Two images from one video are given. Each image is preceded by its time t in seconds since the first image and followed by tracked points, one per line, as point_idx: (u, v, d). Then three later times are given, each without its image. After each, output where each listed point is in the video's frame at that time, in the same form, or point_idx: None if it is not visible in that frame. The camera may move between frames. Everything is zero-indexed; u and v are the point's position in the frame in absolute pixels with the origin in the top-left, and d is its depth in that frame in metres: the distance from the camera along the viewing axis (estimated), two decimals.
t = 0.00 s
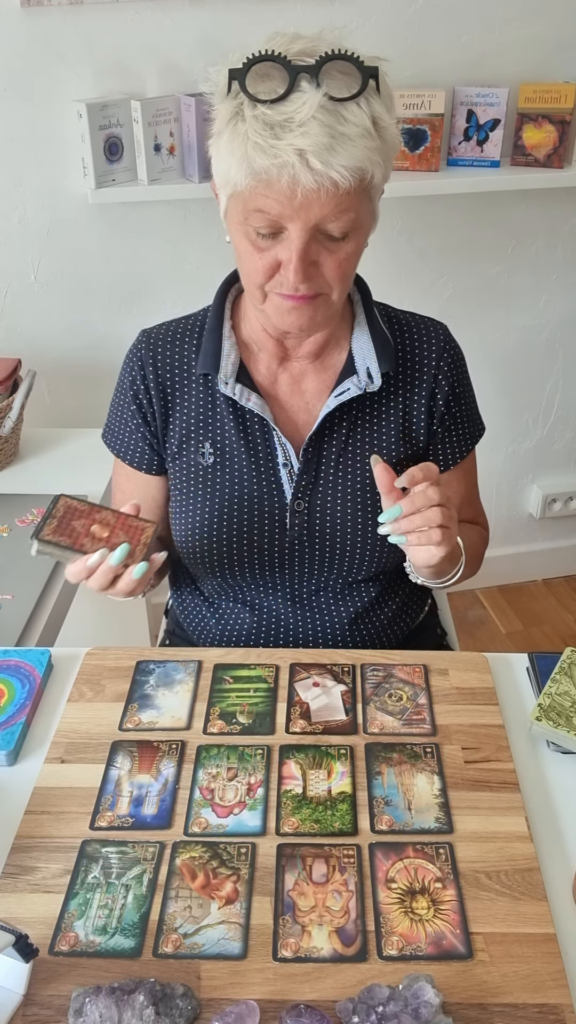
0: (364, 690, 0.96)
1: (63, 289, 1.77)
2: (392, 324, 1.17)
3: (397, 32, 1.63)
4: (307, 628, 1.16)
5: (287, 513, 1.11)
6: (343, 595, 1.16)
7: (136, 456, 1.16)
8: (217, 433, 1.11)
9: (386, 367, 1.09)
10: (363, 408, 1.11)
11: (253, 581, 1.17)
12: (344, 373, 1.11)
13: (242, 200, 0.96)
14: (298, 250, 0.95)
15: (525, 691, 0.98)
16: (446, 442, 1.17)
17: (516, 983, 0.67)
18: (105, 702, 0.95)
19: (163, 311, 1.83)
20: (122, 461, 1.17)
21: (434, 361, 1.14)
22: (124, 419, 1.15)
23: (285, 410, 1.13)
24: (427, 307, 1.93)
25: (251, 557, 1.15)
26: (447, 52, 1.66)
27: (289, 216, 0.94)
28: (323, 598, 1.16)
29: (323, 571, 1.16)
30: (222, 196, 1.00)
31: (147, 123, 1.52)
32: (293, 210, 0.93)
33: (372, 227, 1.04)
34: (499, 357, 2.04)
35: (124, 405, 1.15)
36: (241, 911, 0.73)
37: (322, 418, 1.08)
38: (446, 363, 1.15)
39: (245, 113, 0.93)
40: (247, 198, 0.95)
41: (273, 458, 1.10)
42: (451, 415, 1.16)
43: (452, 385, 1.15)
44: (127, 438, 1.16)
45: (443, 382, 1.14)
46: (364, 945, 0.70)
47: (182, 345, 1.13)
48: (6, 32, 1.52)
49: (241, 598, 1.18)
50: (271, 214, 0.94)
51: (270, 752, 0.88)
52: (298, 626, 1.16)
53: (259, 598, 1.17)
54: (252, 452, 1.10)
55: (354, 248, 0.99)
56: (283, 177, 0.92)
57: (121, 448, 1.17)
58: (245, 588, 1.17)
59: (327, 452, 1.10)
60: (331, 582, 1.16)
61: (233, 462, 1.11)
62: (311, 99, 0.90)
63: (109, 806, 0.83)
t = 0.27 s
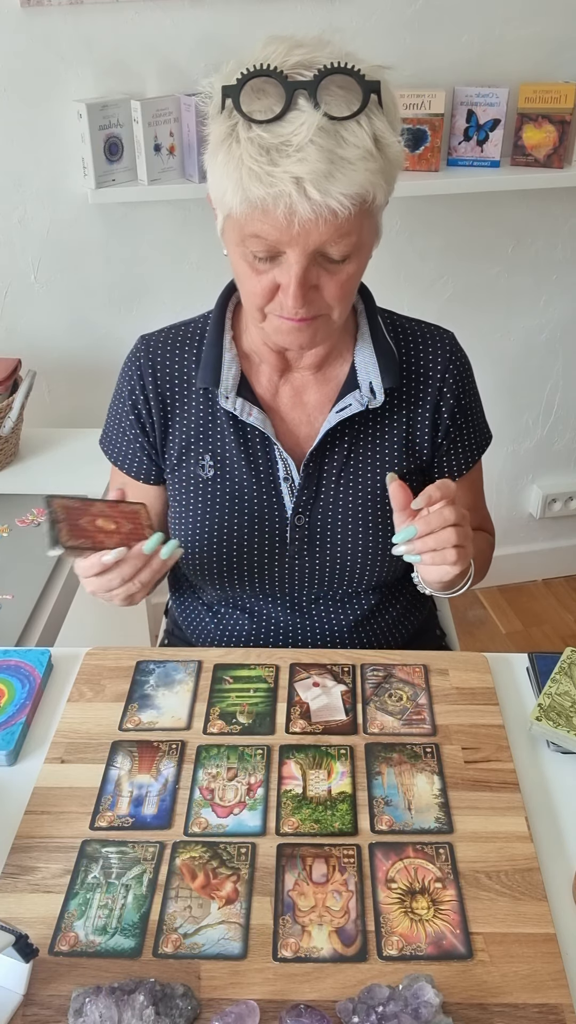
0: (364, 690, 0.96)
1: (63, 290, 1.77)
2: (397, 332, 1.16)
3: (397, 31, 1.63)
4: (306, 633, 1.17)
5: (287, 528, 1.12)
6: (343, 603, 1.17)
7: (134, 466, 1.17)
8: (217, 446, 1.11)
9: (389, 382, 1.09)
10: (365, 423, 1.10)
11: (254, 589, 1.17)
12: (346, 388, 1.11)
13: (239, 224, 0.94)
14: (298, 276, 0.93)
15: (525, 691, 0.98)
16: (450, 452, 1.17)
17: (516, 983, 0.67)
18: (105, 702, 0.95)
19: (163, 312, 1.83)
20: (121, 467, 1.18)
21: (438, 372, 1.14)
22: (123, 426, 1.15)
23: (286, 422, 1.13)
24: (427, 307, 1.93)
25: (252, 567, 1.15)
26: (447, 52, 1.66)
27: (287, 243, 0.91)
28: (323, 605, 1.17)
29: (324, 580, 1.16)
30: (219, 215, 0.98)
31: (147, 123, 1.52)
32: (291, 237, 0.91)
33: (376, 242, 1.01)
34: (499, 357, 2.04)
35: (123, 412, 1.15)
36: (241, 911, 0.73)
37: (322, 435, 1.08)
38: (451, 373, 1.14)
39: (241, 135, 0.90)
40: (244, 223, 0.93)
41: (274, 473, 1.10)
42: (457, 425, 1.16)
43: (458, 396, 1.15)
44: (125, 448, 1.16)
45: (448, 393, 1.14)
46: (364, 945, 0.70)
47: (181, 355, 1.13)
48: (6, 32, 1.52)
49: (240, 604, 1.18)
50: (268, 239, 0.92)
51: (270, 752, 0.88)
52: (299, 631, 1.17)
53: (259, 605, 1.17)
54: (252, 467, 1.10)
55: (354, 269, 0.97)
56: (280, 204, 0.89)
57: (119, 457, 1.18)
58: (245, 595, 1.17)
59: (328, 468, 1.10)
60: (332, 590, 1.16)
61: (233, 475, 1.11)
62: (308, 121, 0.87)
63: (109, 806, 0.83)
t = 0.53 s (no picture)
0: (364, 690, 0.96)
1: (63, 289, 1.77)
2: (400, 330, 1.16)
3: (397, 32, 1.63)
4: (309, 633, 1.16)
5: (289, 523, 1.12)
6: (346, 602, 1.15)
7: (140, 460, 1.16)
8: (221, 439, 1.12)
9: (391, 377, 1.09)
10: (367, 418, 1.11)
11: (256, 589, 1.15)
12: (348, 383, 1.11)
13: (234, 232, 0.94)
14: (292, 282, 0.93)
15: (525, 692, 0.98)
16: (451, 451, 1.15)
17: (516, 983, 0.67)
18: (105, 702, 0.95)
19: (163, 311, 1.83)
20: (126, 463, 1.17)
21: (440, 368, 1.13)
22: (128, 421, 1.15)
23: (288, 416, 1.13)
24: (427, 307, 1.93)
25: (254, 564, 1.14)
26: (447, 52, 1.66)
27: (282, 249, 0.91)
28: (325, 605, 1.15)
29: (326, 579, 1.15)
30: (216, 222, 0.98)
31: (147, 123, 1.52)
32: (284, 245, 0.91)
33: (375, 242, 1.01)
34: (499, 357, 2.04)
35: (129, 407, 1.14)
36: (241, 911, 0.73)
37: (325, 427, 1.09)
38: (453, 370, 1.14)
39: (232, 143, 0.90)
40: (238, 231, 0.94)
41: (277, 467, 1.11)
42: (457, 425, 1.14)
43: (460, 393, 1.14)
44: (131, 442, 1.15)
45: (450, 390, 1.13)
46: (363, 945, 0.70)
47: (187, 349, 1.13)
48: (6, 32, 1.52)
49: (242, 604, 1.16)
50: (262, 246, 0.92)
51: (270, 752, 0.88)
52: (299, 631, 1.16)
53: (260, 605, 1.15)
54: (255, 459, 1.11)
55: (352, 270, 0.96)
56: (271, 213, 0.89)
57: (123, 451, 1.16)
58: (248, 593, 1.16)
59: (330, 462, 1.11)
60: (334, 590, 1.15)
61: (237, 468, 1.12)
62: (296, 128, 0.87)
63: (109, 806, 0.83)
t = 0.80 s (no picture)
0: (364, 690, 0.96)
1: (63, 289, 1.77)
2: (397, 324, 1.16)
3: (396, 32, 1.63)
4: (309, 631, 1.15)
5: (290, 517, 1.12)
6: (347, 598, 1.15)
7: (141, 458, 1.16)
8: (220, 434, 1.12)
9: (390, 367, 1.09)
10: (366, 410, 1.11)
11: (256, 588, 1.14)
12: (347, 375, 1.11)
13: (234, 217, 0.94)
14: (293, 265, 0.92)
15: (525, 692, 0.98)
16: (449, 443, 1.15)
17: (516, 983, 0.67)
18: (105, 702, 0.95)
19: (163, 311, 1.83)
20: (126, 461, 1.16)
21: (437, 361, 1.13)
22: (128, 419, 1.15)
23: (287, 411, 1.13)
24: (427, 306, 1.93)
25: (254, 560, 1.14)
26: (446, 52, 1.66)
27: (283, 232, 0.91)
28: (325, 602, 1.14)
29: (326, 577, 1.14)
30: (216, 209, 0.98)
31: (147, 123, 1.52)
32: (284, 226, 0.91)
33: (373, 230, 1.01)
34: (499, 357, 2.04)
35: (128, 404, 1.14)
36: (241, 911, 0.73)
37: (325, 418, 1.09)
38: (450, 363, 1.14)
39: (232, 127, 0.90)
40: (238, 214, 0.93)
41: (276, 462, 1.11)
42: (454, 417, 1.15)
43: (457, 384, 1.14)
44: (131, 439, 1.15)
45: (447, 382, 1.13)
46: (363, 945, 0.70)
47: (185, 345, 1.13)
48: (6, 32, 1.52)
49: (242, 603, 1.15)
50: (263, 229, 0.92)
51: (270, 752, 0.88)
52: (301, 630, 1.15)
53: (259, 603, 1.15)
54: (254, 453, 1.11)
55: (351, 256, 0.96)
56: (272, 194, 0.89)
57: (123, 449, 1.16)
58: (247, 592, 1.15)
59: (330, 455, 1.11)
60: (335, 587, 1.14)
61: (237, 462, 1.12)
62: (296, 110, 0.87)
63: (109, 806, 0.83)
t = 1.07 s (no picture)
0: (364, 690, 0.96)
1: (63, 289, 1.77)
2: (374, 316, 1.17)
3: (396, 32, 1.63)
4: (306, 629, 1.15)
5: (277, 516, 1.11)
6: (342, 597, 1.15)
7: (128, 464, 1.15)
8: (204, 435, 1.11)
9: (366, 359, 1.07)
10: (347, 403, 1.10)
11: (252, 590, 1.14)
12: (325, 371, 1.11)
13: (214, 167, 0.97)
14: (275, 204, 0.95)
15: (525, 692, 0.98)
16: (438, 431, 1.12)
17: (516, 983, 0.67)
18: (105, 702, 0.95)
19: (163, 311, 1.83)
20: (113, 468, 1.16)
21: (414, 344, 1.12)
22: (112, 425, 1.14)
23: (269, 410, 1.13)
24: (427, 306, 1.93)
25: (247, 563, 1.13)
26: (447, 52, 1.66)
27: (265, 171, 0.95)
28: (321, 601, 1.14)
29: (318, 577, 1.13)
30: (194, 180, 1.01)
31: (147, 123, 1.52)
32: (266, 163, 0.94)
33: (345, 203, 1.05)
34: (499, 357, 2.04)
35: (113, 411, 1.14)
36: (241, 911, 0.73)
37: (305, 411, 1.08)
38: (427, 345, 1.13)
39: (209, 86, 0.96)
40: (220, 164, 0.96)
41: (260, 460, 1.10)
42: (438, 399, 1.12)
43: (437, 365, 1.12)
44: (117, 446, 1.15)
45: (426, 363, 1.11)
46: (363, 945, 0.70)
47: (166, 349, 1.14)
48: (6, 32, 1.52)
49: (238, 603, 1.16)
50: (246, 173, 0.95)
51: (270, 752, 0.88)
52: (299, 629, 1.15)
53: (256, 604, 1.15)
54: (238, 452, 1.10)
55: (330, 208, 0.99)
56: (253, 130, 0.94)
57: (111, 457, 1.15)
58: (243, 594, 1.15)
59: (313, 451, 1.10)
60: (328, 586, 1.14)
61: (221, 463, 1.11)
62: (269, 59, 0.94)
63: (109, 806, 0.83)
